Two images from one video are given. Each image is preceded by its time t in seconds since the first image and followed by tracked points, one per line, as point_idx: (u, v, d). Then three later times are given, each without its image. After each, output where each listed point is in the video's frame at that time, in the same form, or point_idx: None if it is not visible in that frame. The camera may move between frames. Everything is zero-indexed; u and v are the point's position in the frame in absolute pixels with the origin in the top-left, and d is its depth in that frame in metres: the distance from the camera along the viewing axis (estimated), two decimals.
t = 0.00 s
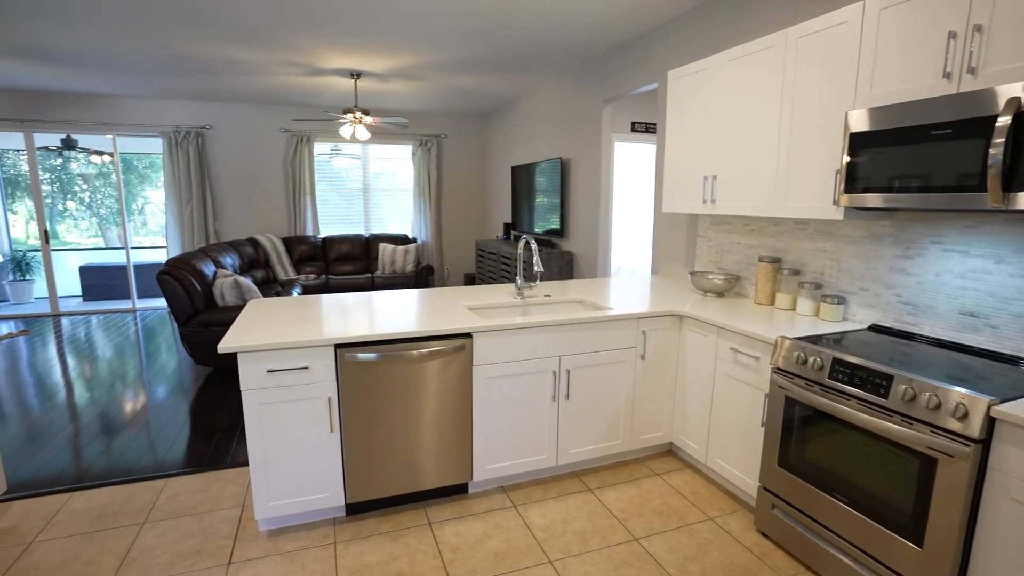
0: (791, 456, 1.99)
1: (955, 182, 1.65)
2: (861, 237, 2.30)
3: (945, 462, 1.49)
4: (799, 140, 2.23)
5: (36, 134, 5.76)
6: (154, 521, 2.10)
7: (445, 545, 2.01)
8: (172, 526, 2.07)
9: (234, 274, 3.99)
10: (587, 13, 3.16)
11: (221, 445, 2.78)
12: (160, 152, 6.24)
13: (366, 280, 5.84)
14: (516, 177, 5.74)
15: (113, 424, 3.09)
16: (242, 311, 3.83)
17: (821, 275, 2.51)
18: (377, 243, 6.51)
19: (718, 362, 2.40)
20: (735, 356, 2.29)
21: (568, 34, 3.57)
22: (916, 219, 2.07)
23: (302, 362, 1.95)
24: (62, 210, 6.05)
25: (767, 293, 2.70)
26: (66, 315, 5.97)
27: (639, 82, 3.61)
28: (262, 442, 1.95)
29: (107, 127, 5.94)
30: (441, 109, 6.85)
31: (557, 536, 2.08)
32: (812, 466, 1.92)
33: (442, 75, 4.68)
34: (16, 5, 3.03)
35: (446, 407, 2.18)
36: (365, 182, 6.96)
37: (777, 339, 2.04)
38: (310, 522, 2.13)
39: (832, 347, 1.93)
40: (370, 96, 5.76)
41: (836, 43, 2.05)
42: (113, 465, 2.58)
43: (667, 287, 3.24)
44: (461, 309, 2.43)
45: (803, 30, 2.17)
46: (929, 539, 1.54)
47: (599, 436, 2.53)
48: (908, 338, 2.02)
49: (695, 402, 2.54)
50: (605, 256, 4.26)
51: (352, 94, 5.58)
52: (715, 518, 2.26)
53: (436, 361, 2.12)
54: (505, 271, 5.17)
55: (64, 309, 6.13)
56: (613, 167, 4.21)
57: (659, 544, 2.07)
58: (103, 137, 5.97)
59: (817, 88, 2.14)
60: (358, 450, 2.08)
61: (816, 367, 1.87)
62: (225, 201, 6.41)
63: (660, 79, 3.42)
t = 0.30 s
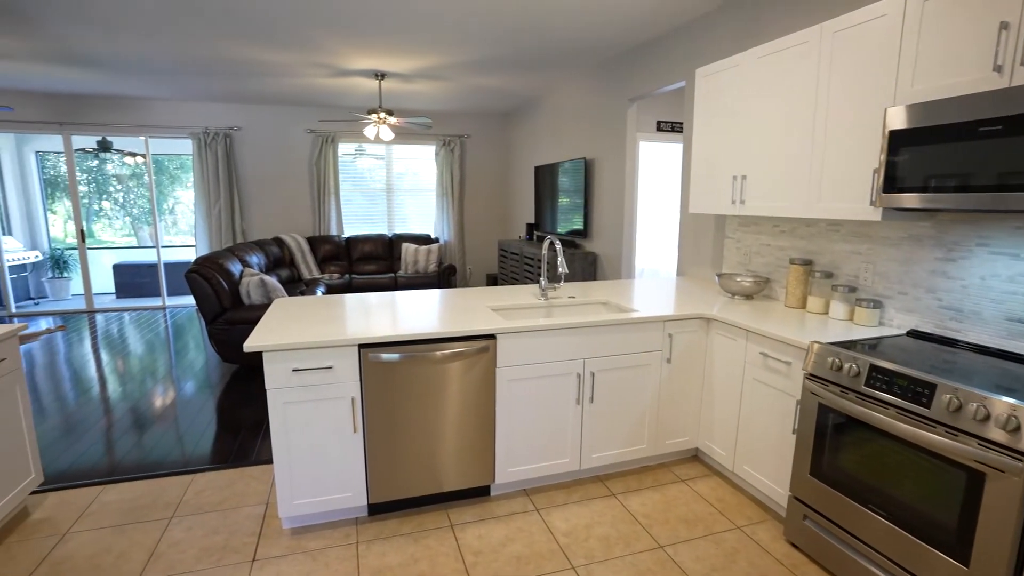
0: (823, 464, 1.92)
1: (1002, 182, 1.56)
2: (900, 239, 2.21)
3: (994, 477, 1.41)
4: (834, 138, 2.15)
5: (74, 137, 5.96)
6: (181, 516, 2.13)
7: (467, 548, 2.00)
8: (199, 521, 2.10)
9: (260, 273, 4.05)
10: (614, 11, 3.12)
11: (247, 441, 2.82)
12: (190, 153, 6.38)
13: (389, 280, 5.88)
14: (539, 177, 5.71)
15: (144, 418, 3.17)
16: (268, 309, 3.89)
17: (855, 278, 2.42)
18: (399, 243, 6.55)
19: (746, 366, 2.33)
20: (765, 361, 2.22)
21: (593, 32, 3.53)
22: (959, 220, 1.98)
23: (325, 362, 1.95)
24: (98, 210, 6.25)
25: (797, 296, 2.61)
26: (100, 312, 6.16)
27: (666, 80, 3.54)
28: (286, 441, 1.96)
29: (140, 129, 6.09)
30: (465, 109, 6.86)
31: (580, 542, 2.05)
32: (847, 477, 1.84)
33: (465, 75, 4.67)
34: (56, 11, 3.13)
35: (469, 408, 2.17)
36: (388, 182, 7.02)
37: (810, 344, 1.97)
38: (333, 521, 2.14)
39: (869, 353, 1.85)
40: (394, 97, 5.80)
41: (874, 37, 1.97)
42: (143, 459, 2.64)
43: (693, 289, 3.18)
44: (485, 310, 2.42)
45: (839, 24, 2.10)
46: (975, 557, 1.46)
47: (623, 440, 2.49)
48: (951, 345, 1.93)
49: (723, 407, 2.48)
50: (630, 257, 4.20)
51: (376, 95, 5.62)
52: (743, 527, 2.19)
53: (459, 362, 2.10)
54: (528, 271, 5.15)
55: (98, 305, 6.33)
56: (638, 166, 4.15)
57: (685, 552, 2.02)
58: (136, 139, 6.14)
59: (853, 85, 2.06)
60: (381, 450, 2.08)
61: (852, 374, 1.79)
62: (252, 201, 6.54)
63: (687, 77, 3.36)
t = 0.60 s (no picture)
0: (860, 475, 1.84)
1: None
2: (944, 241, 2.10)
3: None
4: (874, 136, 2.06)
5: (111, 139, 6.15)
6: (208, 512, 2.16)
7: (489, 552, 1.97)
8: (226, 518, 2.13)
9: (286, 272, 4.10)
10: (642, 7, 3.06)
11: (272, 438, 2.85)
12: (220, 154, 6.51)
13: (412, 280, 5.91)
14: (564, 177, 5.66)
15: (175, 413, 3.23)
16: (294, 308, 3.93)
17: (896, 282, 2.31)
18: (423, 243, 6.59)
19: (779, 372, 2.25)
20: (798, 367, 2.14)
21: (620, 30, 3.47)
22: (1010, 222, 1.87)
23: (350, 362, 1.95)
24: (133, 210, 6.44)
25: (833, 300, 2.52)
26: (134, 309, 6.35)
27: (696, 77, 3.46)
28: (311, 440, 1.97)
29: (172, 131, 6.24)
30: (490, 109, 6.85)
31: (605, 549, 2.01)
32: (887, 490, 1.76)
33: (491, 74, 4.66)
34: (94, 16, 3.21)
35: (492, 410, 2.14)
36: (413, 183, 7.06)
37: (847, 351, 1.89)
38: (357, 521, 2.14)
39: (911, 360, 1.76)
40: (420, 97, 5.81)
41: (918, 30, 1.87)
42: (172, 453, 2.69)
43: (722, 291, 3.10)
44: (509, 311, 2.39)
45: (880, 17, 2.01)
46: None
47: (649, 445, 2.43)
48: (1001, 354, 1.83)
49: (753, 414, 2.40)
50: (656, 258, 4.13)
51: (402, 96, 5.64)
52: (773, 538, 2.12)
53: (483, 364, 2.08)
54: (552, 272, 5.12)
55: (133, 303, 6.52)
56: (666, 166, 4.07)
57: (714, 563, 1.96)
58: (169, 141, 6.30)
59: (896, 80, 1.97)
60: (404, 452, 2.07)
61: (893, 383, 1.71)
62: (279, 201, 6.65)
63: (718, 74, 3.27)
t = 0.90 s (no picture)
0: (903, 490, 1.74)
1: None
2: (996, 245, 1.98)
3: None
4: (920, 134, 1.96)
5: (145, 140, 6.33)
6: (234, 510, 2.18)
7: (513, 558, 1.94)
8: (251, 516, 2.14)
9: (312, 272, 4.14)
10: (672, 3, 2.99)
11: (297, 437, 2.88)
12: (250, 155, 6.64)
13: (437, 280, 5.92)
14: (589, 177, 5.60)
15: (204, 408, 3.29)
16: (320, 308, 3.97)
17: (941, 287, 2.20)
18: (448, 243, 6.60)
19: (815, 380, 2.16)
20: (836, 375, 2.05)
21: (649, 27, 3.41)
22: None
23: (375, 364, 1.94)
24: (167, 210, 6.62)
25: (871, 305, 2.41)
26: (167, 306, 6.53)
27: (727, 74, 3.37)
28: (335, 440, 1.96)
29: (204, 132, 6.37)
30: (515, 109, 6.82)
31: (631, 559, 1.96)
32: (932, 507, 1.66)
33: (516, 74, 4.63)
34: (129, 21, 3.30)
35: (517, 414, 2.11)
36: (438, 183, 7.08)
37: (890, 359, 1.79)
38: (379, 523, 2.13)
39: (960, 370, 1.66)
40: (445, 98, 5.82)
41: (969, 21, 1.77)
42: (200, 449, 2.74)
43: (753, 295, 3.01)
44: (535, 314, 2.36)
45: (928, 8, 1.90)
46: None
47: (677, 453, 2.37)
48: None
49: (786, 423, 2.32)
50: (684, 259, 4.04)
51: (427, 96, 5.66)
52: (808, 553, 2.04)
53: (508, 367, 2.05)
54: (577, 273, 5.06)
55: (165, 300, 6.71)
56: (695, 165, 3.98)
57: None
58: (200, 142, 6.45)
59: (945, 74, 1.86)
60: (428, 455, 2.06)
61: (940, 394, 1.61)
62: (307, 201, 6.75)
63: (750, 71, 3.18)
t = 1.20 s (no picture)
0: (952, 508, 1.64)
1: None
2: None
3: None
4: (973, 131, 1.85)
5: (181, 142, 6.51)
6: (261, 508, 2.20)
7: (537, 566, 1.91)
8: (277, 515, 2.16)
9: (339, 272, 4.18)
10: None
11: (323, 435, 2.90)
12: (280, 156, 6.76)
13: (462, 280, 5.93)
14: (617, 177, 5.52)
15: (234, 405, 3.35)
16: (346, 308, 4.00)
17: (994, 294, 2.07)
18: (474, 243, 6.60)
19: (854, 390, 2.06)
20: (878, 385, 1.95)
21: (680, 23, 3.33)
22: None
23: (400, 366, 1.93)
24: (201, 209, 6.79)
25: (916, 312, 2.29)
26: (199, 304, 6.70)
27: (762, 71, 3.26)
28: (360, 442, 1.96)
29: (236, 134, 6.50)
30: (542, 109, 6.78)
31: (660, 571, 1.90)
32: (982, 526, 1.56)
33: (543, 74, 4.60)
34: (165, 27, 3.38)
35: (542, 419, 2.07)
36: (463, 183, 7.09)
37: (938, 370, 1.68)
38: (404, 526, 2.12)
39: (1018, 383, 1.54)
40: (472, 98, 5.82)
41: None
42: (230, 445, 2.78)
43: (787, 299, 2.90)
44: (563, 317, 2.32)
45: None
46: None
47: (707, 461, 2.30)
48: None
49: (823, 433, 2.22)
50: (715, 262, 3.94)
51: (455, 96, 5.66)
52: (846, 570, 1.94)
53: (534, 371, 2.01)
54: (603, 275, 5.00)
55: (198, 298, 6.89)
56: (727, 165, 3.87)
57: None
58: (232, 144, 6.59)
59: (1001, 67, 1.74)
60: (453, 458, 2.04)
61: (995, 409, 1.50)
62: (335, 201, 6.84)
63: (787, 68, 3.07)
